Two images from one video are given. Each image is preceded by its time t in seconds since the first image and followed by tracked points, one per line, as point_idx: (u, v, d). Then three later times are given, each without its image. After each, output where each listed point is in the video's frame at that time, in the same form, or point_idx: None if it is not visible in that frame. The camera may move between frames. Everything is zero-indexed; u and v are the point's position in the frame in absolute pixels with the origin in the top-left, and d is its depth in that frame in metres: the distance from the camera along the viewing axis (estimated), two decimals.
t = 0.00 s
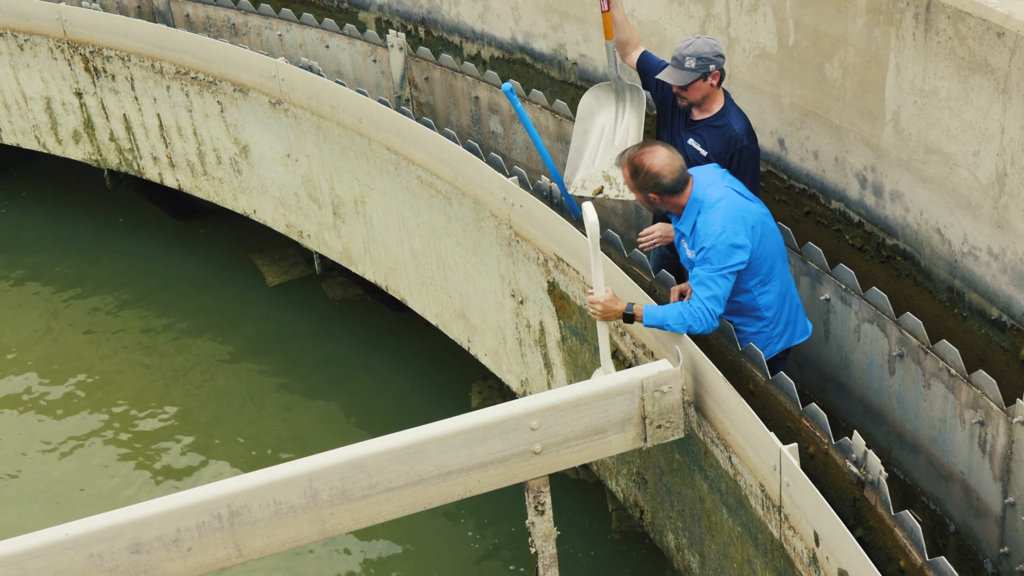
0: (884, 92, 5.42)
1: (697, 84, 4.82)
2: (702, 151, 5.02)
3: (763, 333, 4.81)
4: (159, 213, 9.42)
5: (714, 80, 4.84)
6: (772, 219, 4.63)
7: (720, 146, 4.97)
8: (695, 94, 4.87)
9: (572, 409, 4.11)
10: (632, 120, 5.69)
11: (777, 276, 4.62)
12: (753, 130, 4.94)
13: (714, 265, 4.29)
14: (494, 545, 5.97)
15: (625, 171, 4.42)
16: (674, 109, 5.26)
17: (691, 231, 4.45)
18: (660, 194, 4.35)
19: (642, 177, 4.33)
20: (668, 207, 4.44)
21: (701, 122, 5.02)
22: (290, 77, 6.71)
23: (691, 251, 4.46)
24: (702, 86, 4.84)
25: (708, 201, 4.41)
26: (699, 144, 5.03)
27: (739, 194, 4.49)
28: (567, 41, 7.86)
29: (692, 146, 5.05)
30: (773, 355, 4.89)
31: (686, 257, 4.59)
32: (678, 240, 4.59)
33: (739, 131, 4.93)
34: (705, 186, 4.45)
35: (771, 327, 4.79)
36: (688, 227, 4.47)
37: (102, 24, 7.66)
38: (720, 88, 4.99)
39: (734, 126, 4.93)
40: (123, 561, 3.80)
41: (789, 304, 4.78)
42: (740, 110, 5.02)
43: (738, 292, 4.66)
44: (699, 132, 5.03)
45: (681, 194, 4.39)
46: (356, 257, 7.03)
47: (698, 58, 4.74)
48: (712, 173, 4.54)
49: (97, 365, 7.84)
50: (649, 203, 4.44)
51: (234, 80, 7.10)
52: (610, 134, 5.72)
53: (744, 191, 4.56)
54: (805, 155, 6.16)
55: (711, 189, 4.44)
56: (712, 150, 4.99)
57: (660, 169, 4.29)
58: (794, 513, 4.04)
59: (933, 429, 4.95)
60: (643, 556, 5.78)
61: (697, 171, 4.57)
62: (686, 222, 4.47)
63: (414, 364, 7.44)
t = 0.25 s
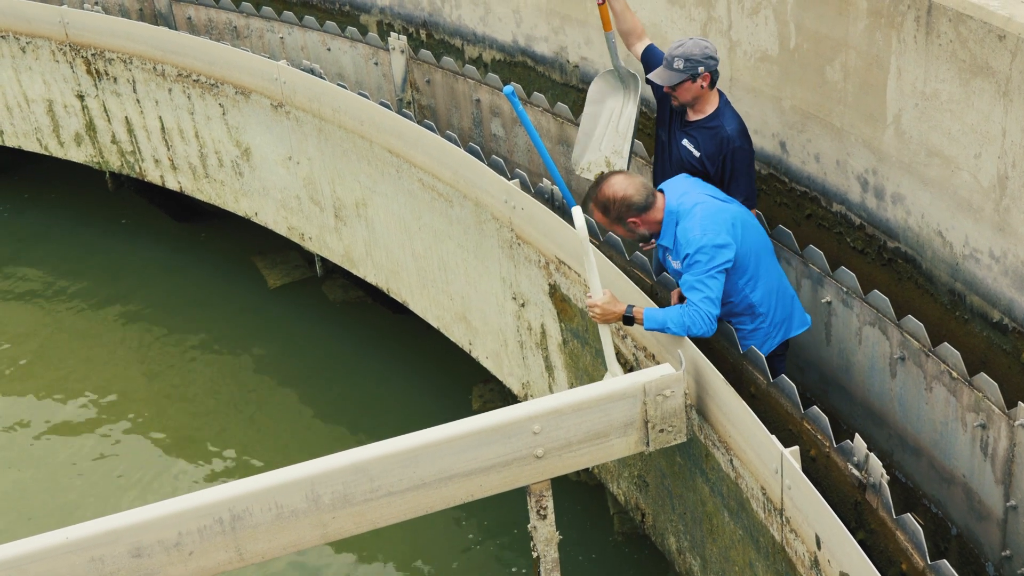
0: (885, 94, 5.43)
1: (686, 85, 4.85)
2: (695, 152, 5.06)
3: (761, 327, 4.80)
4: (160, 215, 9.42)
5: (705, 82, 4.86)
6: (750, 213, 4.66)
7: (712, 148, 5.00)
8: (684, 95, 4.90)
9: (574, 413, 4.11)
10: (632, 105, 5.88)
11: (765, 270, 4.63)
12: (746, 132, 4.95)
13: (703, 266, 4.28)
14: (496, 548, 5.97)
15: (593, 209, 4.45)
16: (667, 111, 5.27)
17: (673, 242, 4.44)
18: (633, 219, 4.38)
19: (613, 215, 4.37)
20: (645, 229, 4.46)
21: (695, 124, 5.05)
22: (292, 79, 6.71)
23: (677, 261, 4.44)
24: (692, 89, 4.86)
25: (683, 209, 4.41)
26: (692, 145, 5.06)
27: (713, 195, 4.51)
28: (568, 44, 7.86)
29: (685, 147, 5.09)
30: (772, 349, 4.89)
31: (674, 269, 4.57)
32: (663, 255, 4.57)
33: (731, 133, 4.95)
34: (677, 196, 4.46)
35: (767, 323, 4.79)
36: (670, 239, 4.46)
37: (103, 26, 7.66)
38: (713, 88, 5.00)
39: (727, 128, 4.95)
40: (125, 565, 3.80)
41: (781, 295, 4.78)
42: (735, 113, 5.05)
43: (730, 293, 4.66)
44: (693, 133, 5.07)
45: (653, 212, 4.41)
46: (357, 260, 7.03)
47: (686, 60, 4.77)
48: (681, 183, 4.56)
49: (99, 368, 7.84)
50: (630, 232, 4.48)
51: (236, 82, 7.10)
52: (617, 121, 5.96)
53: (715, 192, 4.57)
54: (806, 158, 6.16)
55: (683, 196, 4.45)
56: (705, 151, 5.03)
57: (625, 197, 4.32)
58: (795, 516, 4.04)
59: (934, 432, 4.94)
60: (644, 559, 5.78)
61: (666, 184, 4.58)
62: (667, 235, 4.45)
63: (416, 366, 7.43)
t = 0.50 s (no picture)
0: (886, 98, 5.43)
1: (680, 86, 4.90)
2: (687, 152, 5.09)
3: (763, 321, 4.78)
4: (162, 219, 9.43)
5: (697, 82, 4.89)
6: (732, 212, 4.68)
7: (704, 147, 5.02)
8: (677, 96, 4.95)
9: (576, 418, 4.10)
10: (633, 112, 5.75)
11: (758, 267, 4.63)
12: (737, 132, 4.96)
13: (697, 271, 4.25)
14: (497, 552, 5.96)
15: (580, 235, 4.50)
16: (661, 112, 5.29)
17: (665, 254, 4.41)
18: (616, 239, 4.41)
19: (605, 229, 4.38)
20: (633, 249, 4.48)
21: (687, 124, 5.08)
22: (293, 83, 6.71)
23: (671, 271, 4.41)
24: (683, 88, 4.90)
25: (669, 219, 4.40)
26: (684, 145, 5.09)
27: (694, 201, 4.50)
28: (569, 48, 7.86)
29: (677, 146, 5.12)
30: (773, 343, 4.88)
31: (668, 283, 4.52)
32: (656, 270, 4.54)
33: (722, 132, 4.96)
34: (660, 208, 4.45)
35: (767, 321, 4.78)
36: (661, 251, 4.42)
37: (104, 30, 7.67)
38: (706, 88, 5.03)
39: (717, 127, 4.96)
40: (126, 570, 3.80)
41: (777, 285, 4.76)
42: (727, 113, 5.06)
43: (726, 295, 4.66)
44: (685, 133, 5.10)
45: (638, 230, 4.42)
46: (358, 264, 7.03)
47: (680, 61, 4.83)
48: (663, 196, 4.55)
49: (99, 372, 7.84)
50: (619, 253, 4.49)
51: (237, 86, 7.11)
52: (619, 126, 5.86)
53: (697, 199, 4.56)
54: (807, 162, 6.16)
55: (667, 206, 4.46)
56: (697, 151, 5.06)
57: (603, 218, 4.35)
58: (796, 520, 4.04)
59: (936, 436, 4.94)
60: (645, 563, 5.77)
61: (648, 199, 4.57)
62: (657, 247, 4.42)
63: (416, 370, 7.43)
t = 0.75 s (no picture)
0: (887, 101, 5.43)
1: (672, 86, 4.88)
2: (678, 151, 5.10)
3: (764, 322, 4.71)
4: (163, 222, 9.43)
5: (688, 83, 4.89)
6: (732, 213, 4.61)
7: (694, 146, 5.02)
8: (669, 96, 4.93)
9: (578, 422, 4.10)
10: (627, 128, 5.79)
11: (760, 268, 4.56)
12: (727, 131, 4.95)
13: (697, 274, 4.23)
14: (497, 556, 5.97)
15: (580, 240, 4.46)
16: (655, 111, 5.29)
17: (664, 258, 4.38)
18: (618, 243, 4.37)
19: (604, 235, 4.35)
20: (634, 253, 4.43)
21: (678, 123, 5.08)
22: (294, 86, 6.72)
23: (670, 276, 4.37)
24: (674, 89, 4.89)
25: (669, 222, 4.36)
26: (675, 145, 5.10)
27: (693, 204, 4.46)
28: (570, 51, 7.86)
29: (669, 145, 5.12)
30: (775, 343, 4.80)
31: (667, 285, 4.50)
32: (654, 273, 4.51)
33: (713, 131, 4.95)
34: (659, 212, 4.41)
35: (768, 323, 4.71)
36: (660, 255, 4.39)
37: (105, 33, 7.67)
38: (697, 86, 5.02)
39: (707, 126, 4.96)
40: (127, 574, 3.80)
41: (778, 287, 4.69)
42: (719, 111, 5.04)
43: (726, 297, 4.59)
44: (676, 132, 5.09)
45: (638, 235, 4.38)
46: (360, 267, 7.03)
47: (672, 62, 4.79)
48: (661, 199, 4.51)
49: (100, 374, 7.85)
50: (619, 259, 4.46)
51: (238, 89, 7.11)
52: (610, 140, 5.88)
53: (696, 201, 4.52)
54: (808, 165, 6.16)
55: (666, 209, 4.42)
56: (687, 150, 5.06)
57: (604, 222, 4.32)
58: (797, 523, 4.04)
59: (937, 439, 4.94)
60: (646, 566, 5.77)
61: (647, 203, 4.54)
62: (657, 252, 4.39)
63: (417, 373, 7.43)
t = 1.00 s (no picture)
0: (888, 105, 5.43)
1: (662, 88, 4.92)
2: (669, 151, 5.12)
3: (766, 330, 4.78)
4: (164, 225, 9.44)
5: (678, 83, 4.92)
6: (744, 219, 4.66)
7: (684, 145, 5.03)
8: (660, 98, 4.98)
9: (579, 428, 4.10)
10: (619, 142, 5.86)
11: (766, 277, 4.62)
12: (717, 129, 4.95)
13: (704, 278, 4.24)
14: (498, 560, 5.97)
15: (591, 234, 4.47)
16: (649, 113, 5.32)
17: (673, 258, 4.41)
18: (632, 238, 4.41)
19: (617, 234, 4.39)
20: (643, 250, 4.47)
21: (669, 123, 5.10)
22: (295, 90, 6.72)
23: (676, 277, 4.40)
24: (663, 89, 4.93)
25: (680, 224, 4.37)
26: (666, 145, 5.12)
27: (705, 206, 4.47)
28: (571, 55, 7.87)
29: (660, 146, 5.14)
30: (776, 351, 4.88)
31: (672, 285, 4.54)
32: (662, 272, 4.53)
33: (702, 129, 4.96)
34: (672, 212, 4.42)
35: (772, 329, 4.78)
36: (668, 255, 4.42)
37: (107, 37, 7.68)
38: (688, 87, 5.05)
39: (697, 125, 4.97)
40: None
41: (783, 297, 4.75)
42: (709, 110, 5.05)
43: (732, 302, 4.65)
44: (667, 133, 5.12)
45: (649, 232, 4.41)
46: (360, 271, 7.04)
47: (662, 63, 4.86)
48: (675, 199, 4.52)
49: (101, 378, 7.85)
50: (631, 254, 4.51)
51: (239, 93, 7.12)
52: (602, 154, 5.95)
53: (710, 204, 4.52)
54: (809, 169, 6.16)
55: (679, 209, 4.42)
56: (677, 150, 5.07)
57: (620, 216, 4.36)
58: (797, 527, 4.03)
59: (937, 443, 4.94)
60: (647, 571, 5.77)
61: (660, 200, 4.55)
62: (665, 251, 4.42)
63: (418, 377, 7.43)
